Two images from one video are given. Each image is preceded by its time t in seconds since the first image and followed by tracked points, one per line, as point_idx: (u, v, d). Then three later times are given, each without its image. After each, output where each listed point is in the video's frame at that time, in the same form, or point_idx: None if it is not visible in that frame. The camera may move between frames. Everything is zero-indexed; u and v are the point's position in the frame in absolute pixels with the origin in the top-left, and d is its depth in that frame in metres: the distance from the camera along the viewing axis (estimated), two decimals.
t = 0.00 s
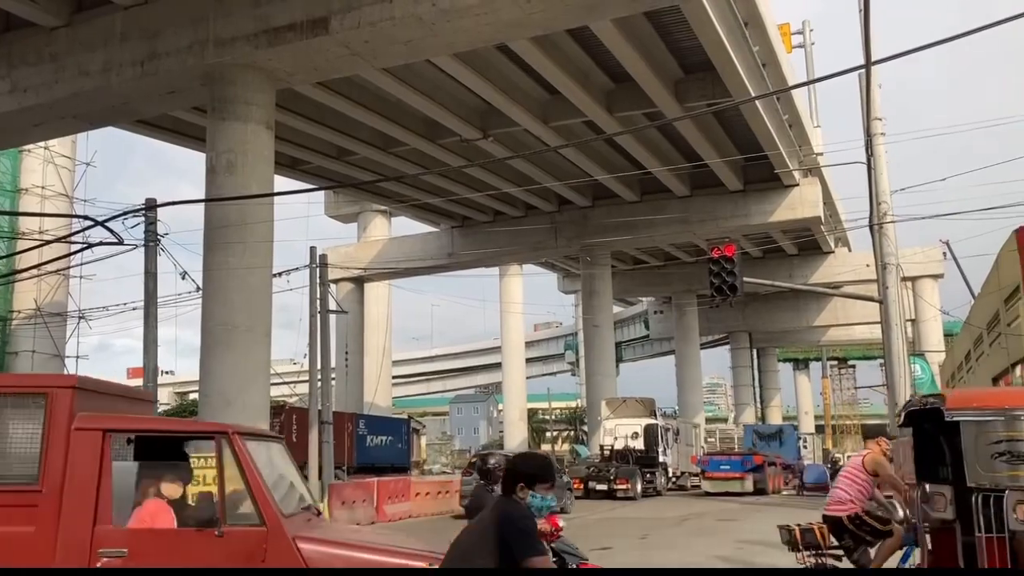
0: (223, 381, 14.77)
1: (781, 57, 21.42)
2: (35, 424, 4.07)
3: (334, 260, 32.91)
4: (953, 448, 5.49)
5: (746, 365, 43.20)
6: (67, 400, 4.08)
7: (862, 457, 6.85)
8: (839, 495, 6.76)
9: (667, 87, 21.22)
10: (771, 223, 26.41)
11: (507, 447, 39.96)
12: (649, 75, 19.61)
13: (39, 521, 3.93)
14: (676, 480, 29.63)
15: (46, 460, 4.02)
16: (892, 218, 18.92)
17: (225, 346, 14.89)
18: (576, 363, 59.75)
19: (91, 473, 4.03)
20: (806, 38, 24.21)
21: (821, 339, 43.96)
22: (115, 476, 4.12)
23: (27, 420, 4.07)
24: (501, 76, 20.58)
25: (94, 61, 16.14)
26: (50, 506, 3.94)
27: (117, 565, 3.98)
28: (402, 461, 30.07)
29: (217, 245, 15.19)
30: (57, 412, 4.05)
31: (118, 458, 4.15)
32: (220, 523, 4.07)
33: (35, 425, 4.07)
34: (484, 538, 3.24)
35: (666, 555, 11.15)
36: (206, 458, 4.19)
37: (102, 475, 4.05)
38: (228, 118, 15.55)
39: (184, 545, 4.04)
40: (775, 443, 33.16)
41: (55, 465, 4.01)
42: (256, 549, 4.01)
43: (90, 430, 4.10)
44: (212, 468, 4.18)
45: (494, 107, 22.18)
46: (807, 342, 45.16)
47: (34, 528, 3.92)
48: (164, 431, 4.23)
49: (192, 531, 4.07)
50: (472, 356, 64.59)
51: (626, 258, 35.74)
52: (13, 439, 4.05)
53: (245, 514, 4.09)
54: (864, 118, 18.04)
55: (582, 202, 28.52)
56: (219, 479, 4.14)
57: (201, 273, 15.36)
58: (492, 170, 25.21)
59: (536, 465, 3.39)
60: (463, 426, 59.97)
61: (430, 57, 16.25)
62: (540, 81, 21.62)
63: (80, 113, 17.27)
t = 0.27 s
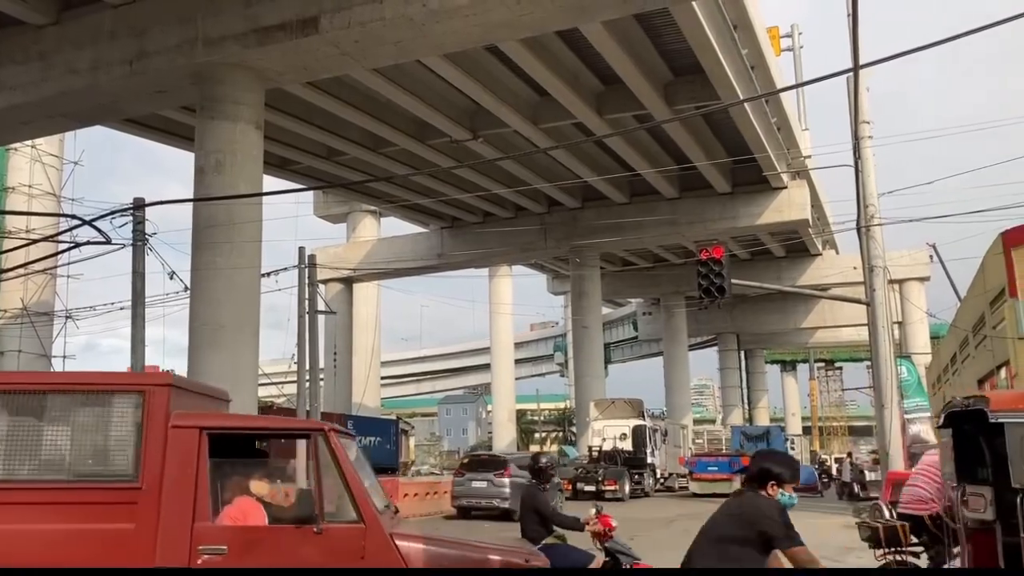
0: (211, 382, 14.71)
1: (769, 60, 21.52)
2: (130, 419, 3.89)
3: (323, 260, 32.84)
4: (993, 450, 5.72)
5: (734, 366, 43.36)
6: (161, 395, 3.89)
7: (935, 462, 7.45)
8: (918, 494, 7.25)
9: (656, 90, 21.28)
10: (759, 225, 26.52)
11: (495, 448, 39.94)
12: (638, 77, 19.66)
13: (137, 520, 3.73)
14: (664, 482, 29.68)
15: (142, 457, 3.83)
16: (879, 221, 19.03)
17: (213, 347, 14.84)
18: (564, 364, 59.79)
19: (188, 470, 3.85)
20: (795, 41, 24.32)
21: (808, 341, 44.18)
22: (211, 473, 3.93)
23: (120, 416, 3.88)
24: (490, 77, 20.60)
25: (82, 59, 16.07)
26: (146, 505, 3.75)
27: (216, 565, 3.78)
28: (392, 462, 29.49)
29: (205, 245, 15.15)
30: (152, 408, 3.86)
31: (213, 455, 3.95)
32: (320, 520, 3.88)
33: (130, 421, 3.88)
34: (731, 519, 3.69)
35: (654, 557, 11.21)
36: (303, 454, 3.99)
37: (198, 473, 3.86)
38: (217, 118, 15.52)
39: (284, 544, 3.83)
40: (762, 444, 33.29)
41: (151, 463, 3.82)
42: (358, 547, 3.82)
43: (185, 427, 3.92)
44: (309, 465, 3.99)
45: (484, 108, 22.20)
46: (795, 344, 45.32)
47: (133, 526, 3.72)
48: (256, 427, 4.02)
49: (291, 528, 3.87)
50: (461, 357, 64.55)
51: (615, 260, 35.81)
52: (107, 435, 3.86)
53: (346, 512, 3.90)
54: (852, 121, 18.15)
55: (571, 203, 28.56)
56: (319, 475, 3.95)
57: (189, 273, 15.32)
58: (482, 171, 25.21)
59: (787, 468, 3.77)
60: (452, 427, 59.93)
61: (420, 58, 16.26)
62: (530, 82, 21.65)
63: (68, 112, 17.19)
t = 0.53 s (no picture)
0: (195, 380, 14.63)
1: (755, 62, 21.59)
2: (223, 415, 3.82)
3: (308, 259, 32.73)
4: None
5: (719, 367, 43.54)
6: (254, 392, 3.83)
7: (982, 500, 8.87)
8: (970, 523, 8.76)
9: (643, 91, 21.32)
10: (744, 227, 26.61)
11: (480, 448, 39.92)
12: (625, 78, 19.69)
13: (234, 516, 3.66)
14: (648, 482, 29.73)
15: (238, 452, 3.76)
16: (863, 223, 19.14)
17: (197, 345, 14.76)
18: (550, 365, 59.84)
19: (282, 468, 3.80)
20: (781, 44, 24.43)
21: (792, 343, 44.40)
22: (302, 471, 3.87)
23: (215, 411, 3.82)
24: (477, 77, 20.59)
25: (66, 55, 15.95)
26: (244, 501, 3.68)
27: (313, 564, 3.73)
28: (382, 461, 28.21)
29: (190, 243, 15.10)
30: (249, 404, 3.81)
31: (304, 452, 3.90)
32: (412, 517, 3.87)
33: (224, 417, 3.81)
34: (948, 517, 3.49)
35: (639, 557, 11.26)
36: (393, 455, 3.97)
37: (291, 469, 3.82)
38: (202, 115, 15.42)
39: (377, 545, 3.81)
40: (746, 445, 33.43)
41: (247, 459, 3.75)
42: (451, 545, 3.84)
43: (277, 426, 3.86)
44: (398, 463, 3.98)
45: (470, 107, 22.18)
46: (779, 345, 45.52)
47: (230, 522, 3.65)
48: (347, 425, 3.98)
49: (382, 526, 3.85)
50: (446, 357, 64.49)
51: (601, 261, 35.85)
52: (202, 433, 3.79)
53: (437, 512, 3.92)
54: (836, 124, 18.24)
55: (558, 204, 28.58)
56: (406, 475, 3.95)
57: (173, 271, 15.23)
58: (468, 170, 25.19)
59: (1003, 458, 3.52)
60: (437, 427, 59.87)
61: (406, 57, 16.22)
62: (517, 82, 21.64)
63: (52, 108, 17.05)
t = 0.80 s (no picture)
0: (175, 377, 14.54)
1: (739, 64, 21.69)
2: (310, 408, 4.12)
3: (289, 256, 32.59)
4: None
5: (700, 367, 43.70)
6: (340, 388, 4.13)
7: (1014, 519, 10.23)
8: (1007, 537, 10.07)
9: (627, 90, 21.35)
10: (726, 227, 26.75)
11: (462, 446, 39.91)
12: (609, 77, 19.71)
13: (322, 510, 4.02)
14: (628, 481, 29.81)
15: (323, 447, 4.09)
16: (844, 224, 19.26)
17: (177, 341, 14.67)
18: (531, 364, 59.89)
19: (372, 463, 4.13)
20: (764, 46, 24.55)
21: (773, 343, 44.64)
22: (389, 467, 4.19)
23: (301, 407, 4.12)
24: (461, 75, 20.56)
25: (46, 48, 15.79)
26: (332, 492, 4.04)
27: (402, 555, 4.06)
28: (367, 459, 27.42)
29: (170, 239, 14.99)
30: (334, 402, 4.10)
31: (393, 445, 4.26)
32: (496, 512, 4.20)
33: (310, 413, 4.12)
34: None
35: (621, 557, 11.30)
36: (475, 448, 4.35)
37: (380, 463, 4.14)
38: (184, 111, 15.30)
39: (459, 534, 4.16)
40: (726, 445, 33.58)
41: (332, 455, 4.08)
42: (533, 540, 4.15)
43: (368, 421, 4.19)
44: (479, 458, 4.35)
45: (454, 105, 22.16)
46: (759, 345, 45.78)
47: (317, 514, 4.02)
48: (426, 421, 4.37)
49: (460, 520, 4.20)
50: (427, 356, 64.38)
51: (584, 260, 35.91)
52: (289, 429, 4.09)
53: (516, 506, 4.24)
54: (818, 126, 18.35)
55: (541, 203, 28.62)
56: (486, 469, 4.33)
57: (153, 267, 15.12)
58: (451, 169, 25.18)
59: None
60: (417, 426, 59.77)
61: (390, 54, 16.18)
62: (501, 81, 21.62)
63: (31, 101, 16.88)
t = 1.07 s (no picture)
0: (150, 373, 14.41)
1: (719, 65, 21.80)
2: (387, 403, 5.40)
3: (268, 252, 32.39)
4: None
5: (677, 367, 43.91)
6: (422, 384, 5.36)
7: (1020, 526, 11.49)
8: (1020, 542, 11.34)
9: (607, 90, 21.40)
10: (704, 228, 26.89)
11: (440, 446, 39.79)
12: (590, 77, 19.74)
13: (403, 506, 5.25)
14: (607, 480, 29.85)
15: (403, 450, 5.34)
16: (822, 226, 19.41)
17: (154, 337, 14.52)
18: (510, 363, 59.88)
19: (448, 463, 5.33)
20: (744, 47, 24.70)
21: (750, 344, 44.92)
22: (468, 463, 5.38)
23: (376, 401, 5.39)
24: (443, 72, 20.52)
25: (22, 39, 15.58)
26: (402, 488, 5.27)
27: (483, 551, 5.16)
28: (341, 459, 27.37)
29: (147, 234, 14.81)
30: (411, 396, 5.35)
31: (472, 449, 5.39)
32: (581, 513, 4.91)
33: (390, 405, 5.39)
34: None
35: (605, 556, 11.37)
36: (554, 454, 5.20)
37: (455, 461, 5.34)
38: (162, 104, 15.12)
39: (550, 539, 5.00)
40: (703, 444, 33.76)
41: (409, 456, 5.32)
42: (613, 534, 4.88)
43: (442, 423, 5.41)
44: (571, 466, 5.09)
45: (435, 102, 22.11)
46: (736, 345, 46.06)
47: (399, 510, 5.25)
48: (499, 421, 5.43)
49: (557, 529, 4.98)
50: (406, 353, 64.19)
51: (563, 259, 35.96)
52: (353, 419, 5.38)
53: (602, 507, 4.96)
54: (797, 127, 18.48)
55: (521, 202, 28.64)
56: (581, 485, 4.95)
57: (130, 262, 14.96)
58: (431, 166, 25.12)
59: None
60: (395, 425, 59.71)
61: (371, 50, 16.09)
62: (482, 78, 21.58)
63: (7, 93, 16.66)
